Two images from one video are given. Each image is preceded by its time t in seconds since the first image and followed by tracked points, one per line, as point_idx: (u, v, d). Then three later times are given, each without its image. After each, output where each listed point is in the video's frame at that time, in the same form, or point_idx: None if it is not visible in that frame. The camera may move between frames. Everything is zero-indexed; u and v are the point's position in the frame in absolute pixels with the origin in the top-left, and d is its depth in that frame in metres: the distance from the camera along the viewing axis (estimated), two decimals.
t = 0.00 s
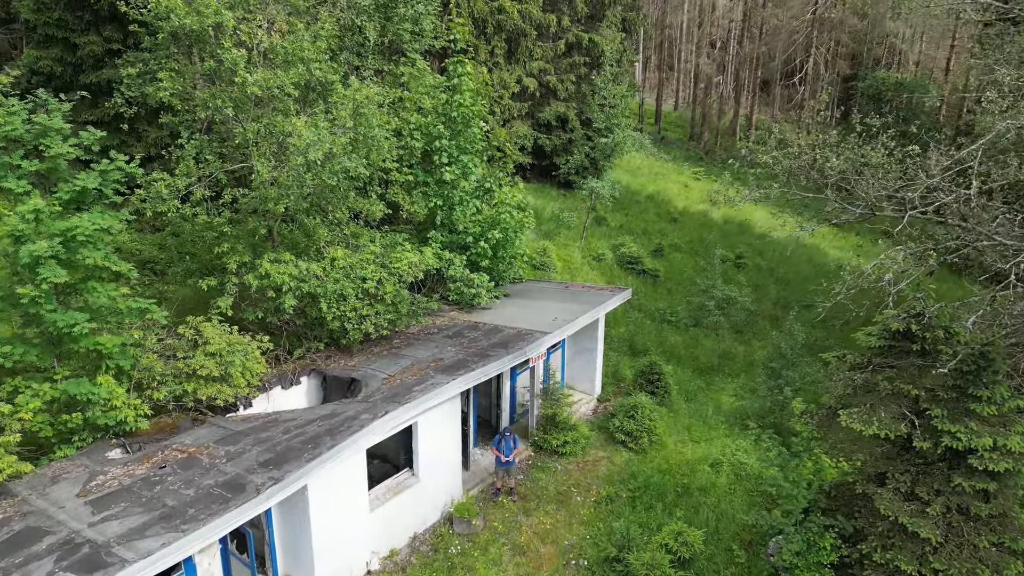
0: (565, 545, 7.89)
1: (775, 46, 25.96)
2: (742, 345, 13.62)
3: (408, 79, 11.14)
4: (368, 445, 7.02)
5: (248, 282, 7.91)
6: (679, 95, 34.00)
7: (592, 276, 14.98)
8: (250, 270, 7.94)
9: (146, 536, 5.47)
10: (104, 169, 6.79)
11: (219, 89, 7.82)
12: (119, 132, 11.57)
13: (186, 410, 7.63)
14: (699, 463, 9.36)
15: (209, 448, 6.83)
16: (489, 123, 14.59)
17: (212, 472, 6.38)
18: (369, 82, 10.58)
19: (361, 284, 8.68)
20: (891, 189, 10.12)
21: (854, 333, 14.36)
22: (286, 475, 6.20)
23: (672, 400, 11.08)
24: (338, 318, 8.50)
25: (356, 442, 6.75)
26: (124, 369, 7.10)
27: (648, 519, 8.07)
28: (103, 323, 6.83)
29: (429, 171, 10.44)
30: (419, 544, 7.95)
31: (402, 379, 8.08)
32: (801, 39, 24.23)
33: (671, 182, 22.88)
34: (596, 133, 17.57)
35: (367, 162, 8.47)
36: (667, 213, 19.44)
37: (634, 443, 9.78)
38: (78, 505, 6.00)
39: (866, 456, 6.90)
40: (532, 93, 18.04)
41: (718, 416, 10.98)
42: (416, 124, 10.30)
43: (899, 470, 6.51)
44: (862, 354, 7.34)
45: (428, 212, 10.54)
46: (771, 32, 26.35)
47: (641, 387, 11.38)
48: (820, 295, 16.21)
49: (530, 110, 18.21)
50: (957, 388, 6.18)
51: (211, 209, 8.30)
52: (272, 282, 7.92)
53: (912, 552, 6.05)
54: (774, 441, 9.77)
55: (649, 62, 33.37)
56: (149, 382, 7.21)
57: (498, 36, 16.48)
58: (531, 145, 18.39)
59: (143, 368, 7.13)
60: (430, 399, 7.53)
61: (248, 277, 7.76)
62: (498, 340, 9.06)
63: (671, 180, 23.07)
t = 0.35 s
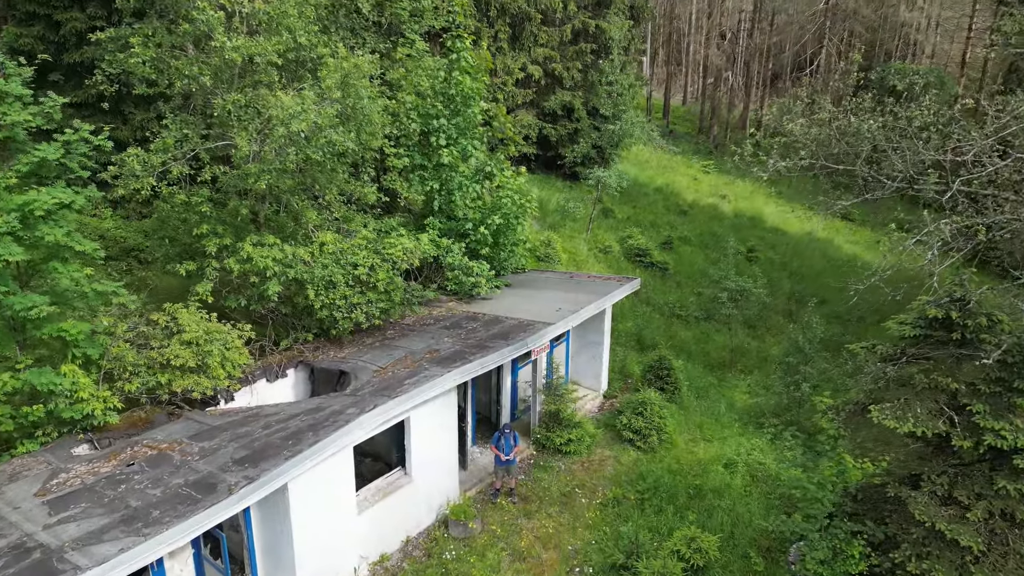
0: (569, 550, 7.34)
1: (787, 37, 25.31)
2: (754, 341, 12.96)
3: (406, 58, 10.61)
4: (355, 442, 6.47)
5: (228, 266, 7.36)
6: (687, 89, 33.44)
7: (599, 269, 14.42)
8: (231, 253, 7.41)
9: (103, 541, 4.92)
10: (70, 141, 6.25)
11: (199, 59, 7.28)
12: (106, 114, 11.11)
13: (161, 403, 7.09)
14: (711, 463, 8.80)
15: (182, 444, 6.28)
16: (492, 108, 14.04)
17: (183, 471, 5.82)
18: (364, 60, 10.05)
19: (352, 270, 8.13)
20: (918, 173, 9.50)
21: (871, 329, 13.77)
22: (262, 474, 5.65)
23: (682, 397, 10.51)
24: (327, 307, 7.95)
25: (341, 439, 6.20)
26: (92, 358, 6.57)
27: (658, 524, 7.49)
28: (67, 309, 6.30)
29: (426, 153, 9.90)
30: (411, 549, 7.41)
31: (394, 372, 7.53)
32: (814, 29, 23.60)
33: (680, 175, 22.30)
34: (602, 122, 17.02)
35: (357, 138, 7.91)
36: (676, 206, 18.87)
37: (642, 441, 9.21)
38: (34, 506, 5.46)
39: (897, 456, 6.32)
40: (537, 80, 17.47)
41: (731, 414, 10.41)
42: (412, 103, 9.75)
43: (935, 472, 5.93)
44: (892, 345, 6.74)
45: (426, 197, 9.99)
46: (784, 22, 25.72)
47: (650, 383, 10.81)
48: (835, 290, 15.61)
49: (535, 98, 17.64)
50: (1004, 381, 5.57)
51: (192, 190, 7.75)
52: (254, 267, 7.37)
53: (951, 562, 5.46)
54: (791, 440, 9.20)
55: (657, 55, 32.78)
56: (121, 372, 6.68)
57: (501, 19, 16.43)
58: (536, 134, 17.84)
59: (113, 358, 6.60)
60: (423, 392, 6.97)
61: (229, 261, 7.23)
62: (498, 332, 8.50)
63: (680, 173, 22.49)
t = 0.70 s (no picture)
0: (574, 554, 6.80)
1: (804, 27, 24.66)
2: (770, 336, 12.38)
3: (407, 34, 10.11)
4: (342, 435, 5.96)
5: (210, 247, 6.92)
6: (700, 84, 32.79)
7: (609, 260, 13.88)
8: (214, 233, 6.92)
9: (56, 541, 4.42)
10: (38, 106, 5.78)
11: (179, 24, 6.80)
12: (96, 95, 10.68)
13: (138, 393, 6.61)
14: (727, 462, 8.24)
15: (154, 436, 5.79)
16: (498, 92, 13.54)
17: (153, 465, 5.34)
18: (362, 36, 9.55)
19: (344, 254, 7.62)
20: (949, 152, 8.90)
21: (894, 324, 13.15)
22: (238, 469, 5.15)
23: (696, 392, 9.95)
24: (316, 293, 7.45)
25: (326, 431, 5.70)
26: (61, 344, 6.08)
27: (670, 527, 6.95)
28: (32, 288, 5.82)
29: (426, 133, 9.39)
30: (405, 551, 6.92)
31: (388, 362, 7.03)
32: (831, 18, 22.95)
33: (693, 168, 21.70)
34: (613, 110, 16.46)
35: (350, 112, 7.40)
36: (689, 198, 18.29)
37: (654, 439, 8.66)
38: None
39: (934, 455, 5.75)
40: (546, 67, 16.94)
41: (748, 411, 9.84)
42: (411, 80, 9.24)
43: (980, 472, 5.34)
44: (928, 333, 6.16)
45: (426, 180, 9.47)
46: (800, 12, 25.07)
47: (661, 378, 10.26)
48: (855, 284, 15.00)
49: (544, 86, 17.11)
50: None
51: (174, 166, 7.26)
52: (238, 248, 6.88)
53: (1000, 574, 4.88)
54: (812, 439, 8.63)
55: (670, 48, 32.17)
56: (92, 360, 6.21)
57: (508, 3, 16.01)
58: (544, 123, 17.31)
59: (82, 343, 6.12)
60: (416, 383, 6.46)
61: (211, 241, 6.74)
62: (500, 320, 7.97)
63: (692, 166, 21.90)
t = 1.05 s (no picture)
0: (584, 557, 6.31)
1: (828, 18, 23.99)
2: (794, 331, 11.80)
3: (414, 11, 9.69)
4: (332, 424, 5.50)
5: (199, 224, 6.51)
6: (720, 78, 32.14)
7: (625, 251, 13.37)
8: (202, 209, 6.50)
9: (10, 535, 3.97)
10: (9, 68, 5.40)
11: None
12: (98, 76, 10.38)
13: (119, 378, 6.20)
14: (750, 460, 7.71)
15: (130, 423, 5.37)
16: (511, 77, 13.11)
17: (125, 453, 4.92)
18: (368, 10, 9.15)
19: (342, 235, 7.18)
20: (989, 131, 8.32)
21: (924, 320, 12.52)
22: (215, 458, 4.71)
23: (715, 387, 9.42)
24: (312, 275, 7.02)
25: (314, 419, 5.25)
26: (35, 323, 5.65)
27: (688, 528, 6.43)
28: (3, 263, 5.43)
29: (433, 112, 8.95)
30: (402, 551, 6.47)
31: (386, 348, 6.57)
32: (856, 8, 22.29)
33: (712, 161, 21.11)
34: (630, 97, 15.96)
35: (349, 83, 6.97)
36: (708, 189, 17.72)
37: (671, 435, 8.15)
38: None
39: (983, 452, 5.19)
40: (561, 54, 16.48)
41: (771, 407, 9.29)
42: (417, 55, 8.80)
43: None
44: (974, 319, 5.60)
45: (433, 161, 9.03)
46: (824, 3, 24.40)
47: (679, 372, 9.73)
48: (882, 279, 14.36)
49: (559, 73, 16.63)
50: None
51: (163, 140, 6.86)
52: (228, 225, 6.46)
53: None
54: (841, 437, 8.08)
55: (689, 42, 31.57)
56: (69, 341, 5.80)
57: None
58: (559, 111, 16.84)
59: (59, 323, 5.72)
60: (414, 370, 5.99)
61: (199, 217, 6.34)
62: (508, 307, 7.49)
63: (712, 159, 21.30)
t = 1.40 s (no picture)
0: (597, 556, 5.85)
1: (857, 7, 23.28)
2: (823, 324, 11.24)
3: None
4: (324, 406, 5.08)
5: (193, 196, 6.18)
6: (744, 72, 31.52)
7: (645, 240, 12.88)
8: (196, 179, 6.16)
9: None
10: None
11: None
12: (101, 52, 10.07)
13: (106, 356, 5.85)
14: (777, 456, 7.20)
15: (111, 402, 5.01)
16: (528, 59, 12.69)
17: (100, 434, 4.54)
18: None
19: (345, 210, 6.79)
20: None
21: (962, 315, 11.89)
22: (193, 440, 4.30)
23: (740, 380, 8.91)
24: (312, 252, 6.64)
25: (305, 400, 4.82)
26: (16, 297, 5.37)
27: (711, 528, 5.95)
28: None
29: (445, 88, 8.56)
30: (403, 546, 6.05)
31: (387, 329, 6.16)
32: None
33: (736, 152, 20.52)
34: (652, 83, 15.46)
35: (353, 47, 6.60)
36: (732, 180, 17.16)
37: (693, 429, 7.66)
38: None
39: None
40: (581, 39, 16.03)
41: (799, 402, 8.76)
42: (427, 26, 8.41)
43: None
44: None
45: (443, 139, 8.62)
46: None
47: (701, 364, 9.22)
48: (915, 273, 13.72)
49: (578, 59, 16.18)
50: None
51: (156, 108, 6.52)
52: (222, 196, 6.10)
53: None
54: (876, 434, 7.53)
55: (713, 35, 30.97)
56: (51, 315, 5.46)
57: None
58: (578, 98, 16.39)
59: (40, 295, 5.39)
60: (416, 351, 5.55)
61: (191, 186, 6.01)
62: (520, 289, 7.05)
63: (736, 151, 20.71)
